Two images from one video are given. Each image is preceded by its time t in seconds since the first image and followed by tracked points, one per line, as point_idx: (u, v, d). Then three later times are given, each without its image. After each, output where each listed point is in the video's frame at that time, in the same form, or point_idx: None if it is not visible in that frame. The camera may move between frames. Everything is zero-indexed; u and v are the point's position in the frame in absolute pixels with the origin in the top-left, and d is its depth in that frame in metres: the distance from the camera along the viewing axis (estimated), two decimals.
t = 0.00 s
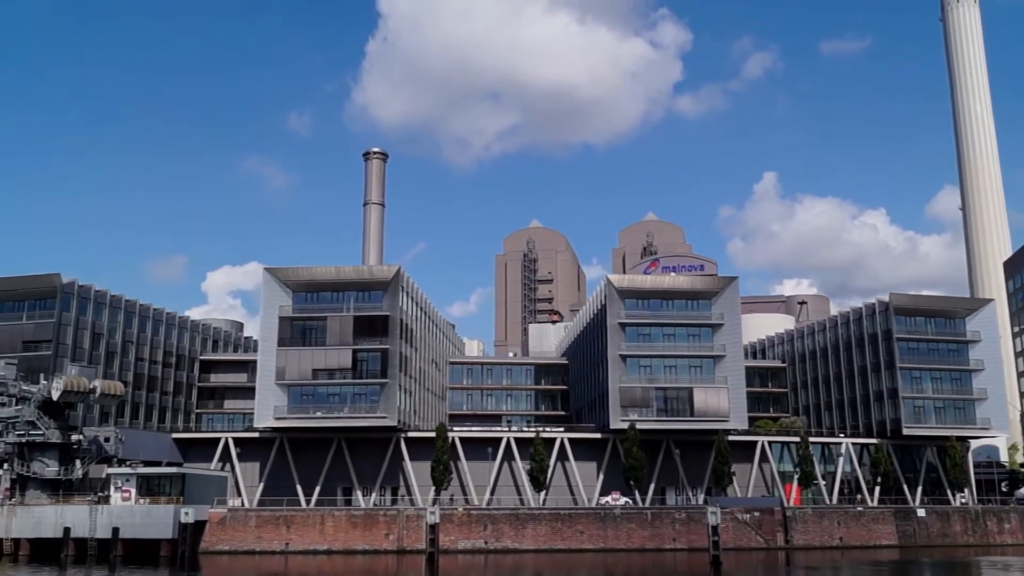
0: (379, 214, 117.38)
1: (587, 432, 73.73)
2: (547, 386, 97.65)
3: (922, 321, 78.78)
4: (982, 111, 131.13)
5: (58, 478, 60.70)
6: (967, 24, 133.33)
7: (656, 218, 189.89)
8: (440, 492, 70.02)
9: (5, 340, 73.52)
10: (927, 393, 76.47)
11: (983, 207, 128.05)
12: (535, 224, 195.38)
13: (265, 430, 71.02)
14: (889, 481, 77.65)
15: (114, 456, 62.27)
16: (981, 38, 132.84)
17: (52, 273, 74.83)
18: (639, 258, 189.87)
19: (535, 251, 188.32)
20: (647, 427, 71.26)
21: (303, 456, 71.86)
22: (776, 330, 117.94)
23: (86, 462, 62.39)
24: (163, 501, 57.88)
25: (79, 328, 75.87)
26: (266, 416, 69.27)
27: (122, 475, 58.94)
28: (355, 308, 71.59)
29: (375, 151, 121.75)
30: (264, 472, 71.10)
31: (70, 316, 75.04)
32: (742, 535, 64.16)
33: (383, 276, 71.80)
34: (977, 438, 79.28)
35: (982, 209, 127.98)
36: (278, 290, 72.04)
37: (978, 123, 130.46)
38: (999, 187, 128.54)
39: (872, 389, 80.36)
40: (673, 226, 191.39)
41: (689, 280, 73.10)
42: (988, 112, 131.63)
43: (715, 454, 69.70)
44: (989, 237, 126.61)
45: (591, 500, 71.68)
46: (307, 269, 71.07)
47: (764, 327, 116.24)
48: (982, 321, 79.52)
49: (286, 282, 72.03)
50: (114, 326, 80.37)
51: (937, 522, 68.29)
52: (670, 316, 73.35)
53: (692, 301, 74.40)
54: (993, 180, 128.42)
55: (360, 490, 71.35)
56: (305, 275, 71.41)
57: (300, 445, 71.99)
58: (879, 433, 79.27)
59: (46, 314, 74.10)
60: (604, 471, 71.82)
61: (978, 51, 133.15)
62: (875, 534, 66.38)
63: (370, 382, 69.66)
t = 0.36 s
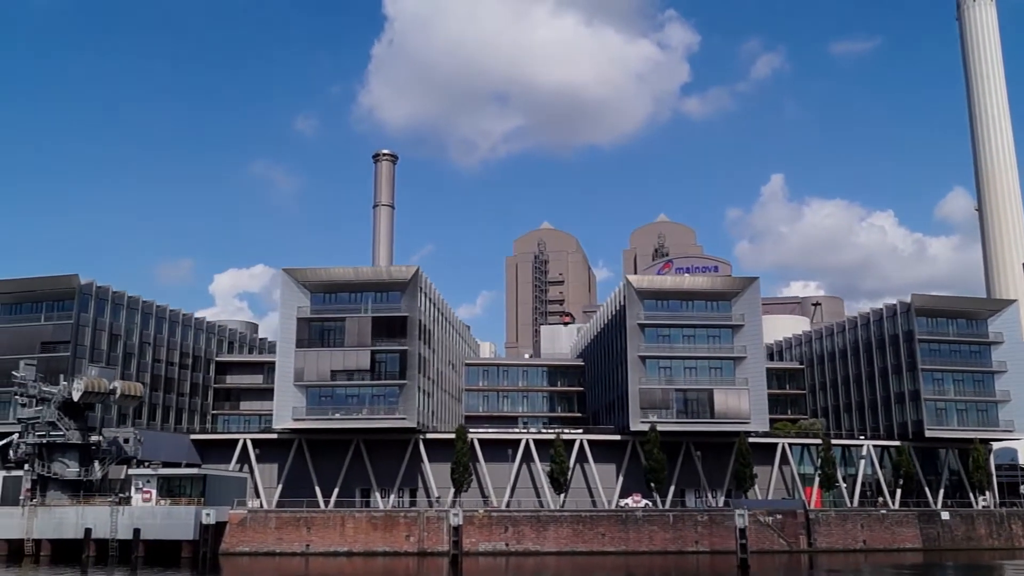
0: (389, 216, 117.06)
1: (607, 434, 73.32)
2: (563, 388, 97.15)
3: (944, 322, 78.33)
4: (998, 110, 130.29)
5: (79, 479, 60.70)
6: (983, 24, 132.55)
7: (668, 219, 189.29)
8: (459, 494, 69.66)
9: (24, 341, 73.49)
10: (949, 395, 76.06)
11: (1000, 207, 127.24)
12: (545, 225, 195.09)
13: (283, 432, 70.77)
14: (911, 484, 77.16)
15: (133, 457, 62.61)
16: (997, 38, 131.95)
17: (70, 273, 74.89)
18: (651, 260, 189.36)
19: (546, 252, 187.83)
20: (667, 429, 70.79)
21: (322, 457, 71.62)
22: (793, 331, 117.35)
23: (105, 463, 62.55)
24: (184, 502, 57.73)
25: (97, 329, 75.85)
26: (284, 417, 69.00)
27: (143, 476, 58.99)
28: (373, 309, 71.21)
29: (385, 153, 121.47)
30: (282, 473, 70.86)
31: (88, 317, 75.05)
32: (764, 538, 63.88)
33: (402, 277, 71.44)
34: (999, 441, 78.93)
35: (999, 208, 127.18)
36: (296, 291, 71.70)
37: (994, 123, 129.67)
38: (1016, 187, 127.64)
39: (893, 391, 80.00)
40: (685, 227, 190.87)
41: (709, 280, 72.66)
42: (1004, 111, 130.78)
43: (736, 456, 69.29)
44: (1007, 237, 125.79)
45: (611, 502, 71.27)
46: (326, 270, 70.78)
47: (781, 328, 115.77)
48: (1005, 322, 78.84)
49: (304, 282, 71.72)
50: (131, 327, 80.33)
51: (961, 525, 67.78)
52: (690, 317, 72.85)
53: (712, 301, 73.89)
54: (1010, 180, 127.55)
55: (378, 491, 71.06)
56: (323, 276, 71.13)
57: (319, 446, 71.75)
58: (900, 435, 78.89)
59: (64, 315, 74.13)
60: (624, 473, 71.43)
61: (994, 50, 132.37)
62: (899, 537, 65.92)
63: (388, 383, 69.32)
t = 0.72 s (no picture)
0: (400, 217, 116.65)
1: (626, 434, 72.84)
2: (580, 388, 96.57)
3: (966, 321, 77.74)
4: (1014, 105, 129.03)
5: (98, 480, 60.33)
6: (998, 19, 131.34)
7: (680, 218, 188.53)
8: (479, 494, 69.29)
9: (41, 342, 73.42)
10: (971, 394, 75.43)
11: (1016, 203, 126.14)
12: (556, 225, 194.53)
13: (301, 432, 70.41)
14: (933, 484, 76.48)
15: (152, 459, 62.64)
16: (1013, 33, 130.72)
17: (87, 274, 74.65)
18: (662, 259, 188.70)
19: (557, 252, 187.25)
20: (688, 429, 70.31)
21: (340, 458, 71.25)
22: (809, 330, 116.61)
23: (125, 464, 62.33)
24: (204, 503, 57.26)
25: (114, 331, 75.59)
26: (303, 418, 68.69)
27: (163, 478, 58.49)
28: (392, 309, 70.86)
29: (395, 153, 121.18)
30: (300, 474, 70.53)
31: (105, 318, 74.81)
32: (788, 538, 63.33)
33: (420, 277, 70.96)
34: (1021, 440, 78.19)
35: (1016, 205, 126.07)
36: (314, 291, 71.36)
37: (1010, 119, 128.42)
38: None
39: (915, 391, 79.39)
40: (696, 226, 190.18)
41: (729, 279, 72.25)
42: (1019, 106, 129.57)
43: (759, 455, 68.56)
44: None
45: (631, 502, 70.84)
46: (344, 270, 70.36)
47: (797, 327, 114.99)
48: None
49: (322, 283, 71.31)
50: (148, 328, 80.06)
51: (986, 525, 67.18)
52: (710, 316, 72.29)
53: (732, 300, 73.33)
54: None
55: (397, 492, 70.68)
56: (341, 276, 70.71)
57: (337, 447, 71.37)
58: (921, 434, 78.29)
59: (81, 316, 73.89)
60: (644, 473, 70.95)
61: (1010, 46, 131.16)
62: (924, 537, 65.27)
63: (407, 383, 68.94)
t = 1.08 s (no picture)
0: (411, 217, 116.46)
1: (647, 434, 72.49)
2: (598, 388, 96.03)
3: (991, 320, 77.01)
4: None
5: (120, 480, 60.32)
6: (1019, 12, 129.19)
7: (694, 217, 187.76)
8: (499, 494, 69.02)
9: (62, 341, 73.38)
10: (995, 394, 74.80)
11: None
12: (569, 224, 194.10)
13: (321, 432, 70.14)
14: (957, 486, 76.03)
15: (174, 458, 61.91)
16: None
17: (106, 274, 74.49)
18: (676, 259, 188.04)
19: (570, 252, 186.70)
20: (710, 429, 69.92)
21: (360, 458, 71.02)
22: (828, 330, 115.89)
23: (147, 464, 61.87)
24: (227, 503, 57.20)
25: (133, 330, 75.46)
26: (324, 418, 68.46)
27: (185, 477, 58.32)
28: (411, 308, 70.36)
29: (406, 154, 121.00)
30: (321, 474, 70.32)
31: (125, 317, 74.62)
32: (815, 539, 62.99)
33: (440, 276, 70.53)
34: None
35: None
36: (334, 291, 71.01)
37: None
38: None
39: (938, 390, 78.81)
40: (710, 225, 189.47)
41: (751, 278, 71.61)
42: None
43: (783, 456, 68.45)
44: None
45: (652, 502, 70.49)
46: (364, 269, 69.99)
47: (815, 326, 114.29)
48: None
49: (342, 282, 70.99)
50: (166, 327, 79.90)
51: (1013, 526, 66.69)
52: (732, 315, 71.86)
53: (754, 300, 72.88)
54: None
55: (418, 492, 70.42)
56: (362, 275, 70.31)
57: (357, 447, 71.13)
58: (946, 435, 77.69)
59: (101, 316, 73.69)
60: (665, 474, 70.59)
61: None
62: (949, 538, 64.71)
63: (428, 383, 68.48)
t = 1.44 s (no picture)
0: (424, 211, 115.96)
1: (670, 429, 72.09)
2: (617, 382, 95.57)
3: (1018, 316, 76.11)
4: None
5: (143, 472, 60.08)
6: None
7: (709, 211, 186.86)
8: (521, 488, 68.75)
9: (81, 333, 73.10)
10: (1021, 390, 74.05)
11: None
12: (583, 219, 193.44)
13: (342, 425, 69.89)
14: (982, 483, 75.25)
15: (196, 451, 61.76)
16: None
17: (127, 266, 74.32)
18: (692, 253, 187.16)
19: (585, 246, 185.88)
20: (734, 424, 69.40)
21: (382, 451, 70.72)
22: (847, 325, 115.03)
23: (169, 456, 61.57)
24: (251, 495, 57.10)
25: (154, 322, 75.31)
26: (345, 411, 68.17)
27: (208, 470, 58.09)
28: (433, 301, 69.97)
29: (420, 146, 120.37)
30: (342, 467, 70.09)
31: (145, 309, 74.43)
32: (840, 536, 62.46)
33: (463, 268, 69.90)
34: None
35: None
36: (356, 284, 70.84)
37: None
38: None
39: (963, 386, 78.05)
40: (726, 220, 188.48)
41: (776, 272, 70.96)
42: None
43: (810, 452, 68.21)
44: None
45: (675, 497, 70.08)
46: (386, 261, 69.51)
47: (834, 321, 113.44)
48: None
49: (363, 273, 70.57)
50: (186, 319, 79.70)
51: None
52: (756, 309, 71.42)
53: (779, 294, 72.35)
54: None
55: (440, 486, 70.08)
56: (383, 267, 69.84)
57: (379, 440, 70.83)
58: (970, 431, 76.92)
59: (121, 307, 73.45)
60: (688, 469, 70.19)
61: None
62: (976, 535, 64.01)
63: (450, 376, 68.17)
